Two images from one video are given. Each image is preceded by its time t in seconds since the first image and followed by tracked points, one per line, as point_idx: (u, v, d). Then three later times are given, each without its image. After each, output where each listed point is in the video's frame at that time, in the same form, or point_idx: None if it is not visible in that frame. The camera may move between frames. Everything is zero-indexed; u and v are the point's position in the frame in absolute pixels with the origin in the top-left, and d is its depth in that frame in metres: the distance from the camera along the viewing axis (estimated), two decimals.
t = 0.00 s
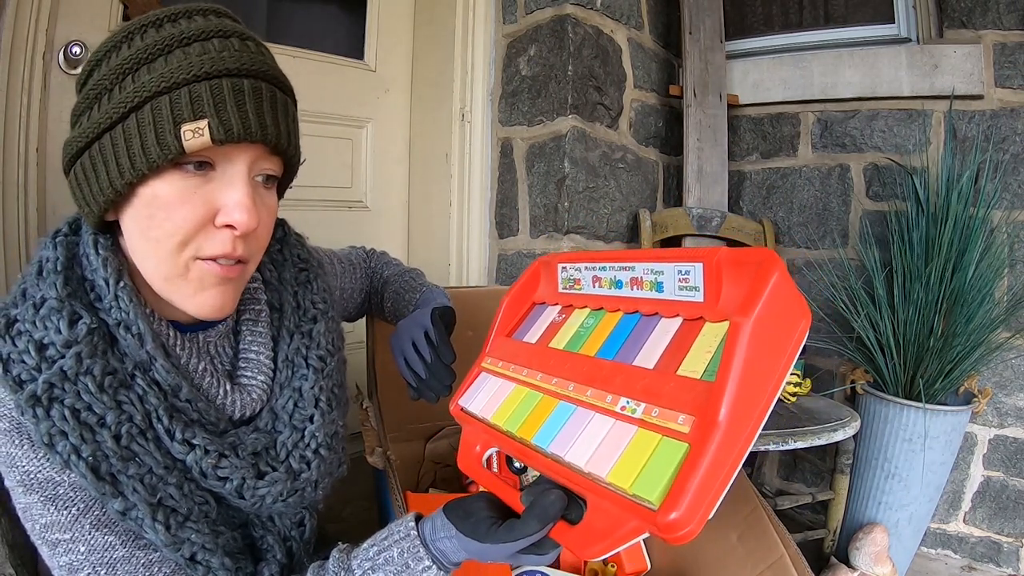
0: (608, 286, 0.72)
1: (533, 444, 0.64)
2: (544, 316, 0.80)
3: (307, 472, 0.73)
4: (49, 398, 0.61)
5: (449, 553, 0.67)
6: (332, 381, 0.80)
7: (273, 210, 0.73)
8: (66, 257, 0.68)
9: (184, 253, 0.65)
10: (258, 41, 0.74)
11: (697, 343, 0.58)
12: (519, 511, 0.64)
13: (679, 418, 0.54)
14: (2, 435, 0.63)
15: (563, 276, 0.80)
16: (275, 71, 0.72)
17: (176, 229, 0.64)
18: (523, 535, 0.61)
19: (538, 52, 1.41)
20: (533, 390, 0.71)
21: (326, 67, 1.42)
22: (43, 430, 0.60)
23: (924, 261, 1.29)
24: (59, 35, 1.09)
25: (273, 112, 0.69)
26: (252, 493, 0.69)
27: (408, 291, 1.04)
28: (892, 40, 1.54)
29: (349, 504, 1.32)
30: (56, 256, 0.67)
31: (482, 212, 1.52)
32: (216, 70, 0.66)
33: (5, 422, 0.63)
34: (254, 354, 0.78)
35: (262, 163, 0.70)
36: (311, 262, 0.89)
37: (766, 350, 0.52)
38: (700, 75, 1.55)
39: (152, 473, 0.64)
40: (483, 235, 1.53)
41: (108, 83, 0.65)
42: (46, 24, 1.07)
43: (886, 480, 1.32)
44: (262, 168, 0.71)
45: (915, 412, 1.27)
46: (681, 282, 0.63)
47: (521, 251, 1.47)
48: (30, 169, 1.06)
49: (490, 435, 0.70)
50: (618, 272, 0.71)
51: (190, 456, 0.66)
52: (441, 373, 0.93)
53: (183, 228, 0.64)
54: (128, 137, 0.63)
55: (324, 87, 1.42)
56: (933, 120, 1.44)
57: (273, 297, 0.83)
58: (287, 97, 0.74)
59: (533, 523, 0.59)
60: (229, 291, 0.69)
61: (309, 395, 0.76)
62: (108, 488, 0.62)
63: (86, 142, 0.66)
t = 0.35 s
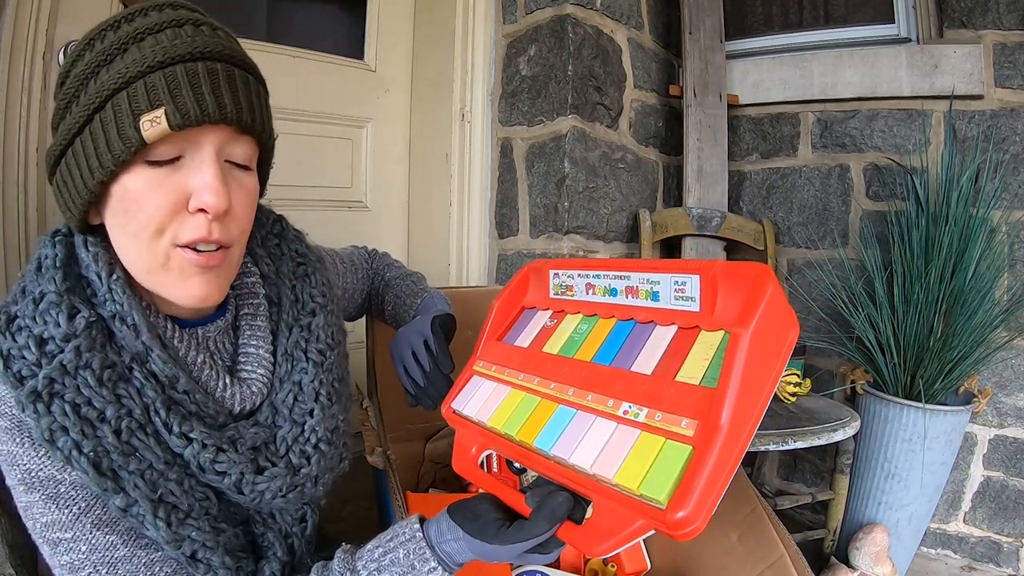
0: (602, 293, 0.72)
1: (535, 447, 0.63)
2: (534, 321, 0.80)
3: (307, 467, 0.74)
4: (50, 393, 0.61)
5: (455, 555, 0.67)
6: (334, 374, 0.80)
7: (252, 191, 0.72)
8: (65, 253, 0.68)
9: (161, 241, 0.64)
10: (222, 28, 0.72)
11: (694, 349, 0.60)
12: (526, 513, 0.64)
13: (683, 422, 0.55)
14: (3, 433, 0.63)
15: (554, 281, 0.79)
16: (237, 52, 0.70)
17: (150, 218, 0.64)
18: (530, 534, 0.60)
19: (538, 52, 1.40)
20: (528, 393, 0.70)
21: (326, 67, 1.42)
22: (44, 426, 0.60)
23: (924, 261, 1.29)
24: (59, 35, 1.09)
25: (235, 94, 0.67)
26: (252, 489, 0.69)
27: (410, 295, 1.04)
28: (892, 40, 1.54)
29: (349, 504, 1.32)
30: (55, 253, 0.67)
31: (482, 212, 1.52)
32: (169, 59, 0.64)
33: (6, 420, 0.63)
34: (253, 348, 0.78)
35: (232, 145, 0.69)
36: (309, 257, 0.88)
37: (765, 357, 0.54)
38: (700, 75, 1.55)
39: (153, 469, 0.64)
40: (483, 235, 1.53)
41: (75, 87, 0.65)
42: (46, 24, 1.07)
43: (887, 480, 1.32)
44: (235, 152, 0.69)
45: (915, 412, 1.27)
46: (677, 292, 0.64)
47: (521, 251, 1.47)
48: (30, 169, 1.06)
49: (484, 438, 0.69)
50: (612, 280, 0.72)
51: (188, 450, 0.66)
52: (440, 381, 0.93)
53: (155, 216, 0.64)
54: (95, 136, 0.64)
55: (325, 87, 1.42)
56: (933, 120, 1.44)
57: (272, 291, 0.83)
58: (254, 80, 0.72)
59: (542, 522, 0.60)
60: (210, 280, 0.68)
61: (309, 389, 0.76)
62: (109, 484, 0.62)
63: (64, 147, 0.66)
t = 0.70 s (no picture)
0: (575, 290, 0.75)
1: (527, 443, 0.64)
2: (499, 315, 0.81)
3: (308, 465, 0.74)
4: (49, 399, 0.61)
5: (458, 552, 0.67)
6: (330, 373, 0.80)
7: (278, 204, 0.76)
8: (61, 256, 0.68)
9: (220, 261, 0.67)
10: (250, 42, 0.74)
11: (675, 345, 0.65)
12: (531, 507, 0.64)
13: (680, 412, 0.60)
14: (3, 437, 0.63)
15: (520, 277, 0.81)
16: (278, 76, 0.74)
17: (209, 240, 0.66)
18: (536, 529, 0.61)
19: (538, 52, 1.40)
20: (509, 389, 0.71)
21: (326, 67, 1.42)
22: (44, 432, 0.60)
23: (924, 261, 1.29)
24: (60, 35, 1.09)
25: (283, 117, 0.72)
26: (254, 489, 0.69)
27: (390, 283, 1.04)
28: (892, 40, 1.54)
29: (349, 504, 1.32)
30: (49, 258, 0.66)
31: (482, 213, 1.52)
32: (236, 84, 0.67)
33: (6, 424, 0.63)
34: (251, 349, 0.77)
35: (271, 167, 0.73)
36: (302, 257, 0.88)
37: (749, 351, 0.60)
38: (700, 75, 1.55)
39: (154, 473, 0.64)
40: (483, 235, 1.52)
41: (111, 98, 0.63)
42: (46, 24, 1.07)
43: (887, 481, 1.32)
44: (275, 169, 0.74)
45: (915, 412, 1.27)
46: (654, 290, 0.69)
47: (521, 251, 1.47)
48: (29, 168, 1.06)
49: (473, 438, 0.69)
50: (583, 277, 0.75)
51: (192, 454, 0.66)
52: (390, 335, 0.92)
53: (215, 239, 0.66)
54: (153, 156, 0.64)
55: (321, 87, 1.41)
56: (932, 120, 1.44)
57: (268, 293, 0.83)
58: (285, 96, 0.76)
59: (549, 516, 0.61)
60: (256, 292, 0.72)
61: (307, 388, 0.76)
62: (111, 488, 0.62)
63: (92, 163, 0.64)
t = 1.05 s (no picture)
0: (570, 293, 0.76)
1: (527, 438, 0.65)
2: (494, 319, 0.81)
3: (306, 465, 0.74)
4: (49, 399, 0.61)
5: (456, 547, 0.67)
6: (328, 374, 0.80)
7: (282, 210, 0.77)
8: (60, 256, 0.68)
9: (232, 266, 0.67)
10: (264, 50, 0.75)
11: (669, 341, 0.67)
12: (530, 499, 0.65)
13: (677, 403, 0.61)
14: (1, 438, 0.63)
15: (515, 283, 0.81)
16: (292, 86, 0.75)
17: (223, 245, 0.67)
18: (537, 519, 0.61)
19: (538, 52, 1.40)
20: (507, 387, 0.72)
21: (326, 67, 1.42)
22: (43, 432, 0.60)
23: (924, 261, 1.29)
24: (59, 35, 1.09)
25: (297, 126, 0.74)
26: (253, 489, 0.69)
27: (390, 285, 1.04)
28: (892, 39, 1.54)
29: (349, 504, 1.32)
30: (48, 258, 0.66)
31: (482, 212, 1.52)
32: (256, 93, 0.68)
33: (5, 424, 0.63)
34: (249, 349, 0.78)
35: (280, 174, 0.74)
36: (302, 258, 0.88)
37: (741, 345, 0.62)
38: (700, 74, 1.55)
39: (154, 473, 0.64)
40: (483, 235, 1.52)
41: (130, 99, 0.63)
42: (46, 24, 1.07)
43: (886, 480, 1.32)
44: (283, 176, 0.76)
45: (915, 412, 1.27)
46: (649, 291, 0.71)
47: (521, 251, 1.47)
48: (29, 168, 1.06)
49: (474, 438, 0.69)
50: (578, 281, 0.76)
51: (191, 455, 0.66)
52: (391, 343, 0.91)
53: (229, 244, 0.67)
54: (172, 159, 0.64)
55: (321, 87, 1.41)
56: (932, 120, 1.45)
57: (267, 293, 0.83)
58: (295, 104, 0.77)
59: (550, 507, 0.61)
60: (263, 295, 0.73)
61: (306, 388, 0.76)
62: (110, 488, 0.62)
63: (108, 164, 0.63)
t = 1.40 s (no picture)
0: (567, 295, 0.76)
1: (525, 437, 0.64)
2: (491, 321, 0.81)
3: (306, 464, 0.74)
4: (50, 399, 0.61)
5: (455, 546, 0.67)
6: (328, 374, 0.80)
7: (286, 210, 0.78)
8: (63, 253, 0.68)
9: (240, 265, 0.68)
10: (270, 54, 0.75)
11: (666, 341, 0.68)
12: (529, 496, 0.65)
13: (675, 401, 0.61)
14: (2, 437, 0.63)
15: (512, 285, 0.81)
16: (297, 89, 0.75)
17: (231, 245, 0.67)
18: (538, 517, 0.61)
19: (538, 52, 1.41)
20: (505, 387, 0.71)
21: (326, 67, 1.42)
22: (44, 431, 0.60)
23: (924, 261, 1.29)
24: (60, 35, 1.09)
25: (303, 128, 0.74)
26: (254, 488, 0.69)
27: (390, 285, 1.04)
28: (892, 39, 1.54)
29: (349, 504, 1.32)
30: (50, 258, 0.66)
31: (482, 212, 1.52)
32: (265, 94, 0.68)
33: (5, 423, 0.63)
34: (250, 349, 0.77)
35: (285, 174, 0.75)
36: (302, 258, 0.88)
37: (737, 344, 0.63)
38: (700, 75, 1.55)
39: (154, 472, 0.64)
40: (483, 235, 1.52)
41: (138, 100, 0.63)
42: (46, 24, 1.07)
43: (886, 480, 1.32)
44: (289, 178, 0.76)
45: (915, 412, 1.27)
46: (645, 293, 0.71)
47: (521, 251, 1.47)
48: (29, 168, 1.06)
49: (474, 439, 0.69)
50: (575, 283, 0.76)
51: (192, 455, 0.66)
52: (390, 345, 0.91)
53: (237, 243, 0.67)
54: (182, 159, 0.64)
55: (321, 87, 1.41)
56: (932, 120, 1.45)
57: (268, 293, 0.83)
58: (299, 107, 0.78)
59: (549, 506, 0.61)
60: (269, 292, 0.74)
61: (306, 387, 0.76)
62: (111, 488, 0.62)
63: (116, 164, 0.63)
